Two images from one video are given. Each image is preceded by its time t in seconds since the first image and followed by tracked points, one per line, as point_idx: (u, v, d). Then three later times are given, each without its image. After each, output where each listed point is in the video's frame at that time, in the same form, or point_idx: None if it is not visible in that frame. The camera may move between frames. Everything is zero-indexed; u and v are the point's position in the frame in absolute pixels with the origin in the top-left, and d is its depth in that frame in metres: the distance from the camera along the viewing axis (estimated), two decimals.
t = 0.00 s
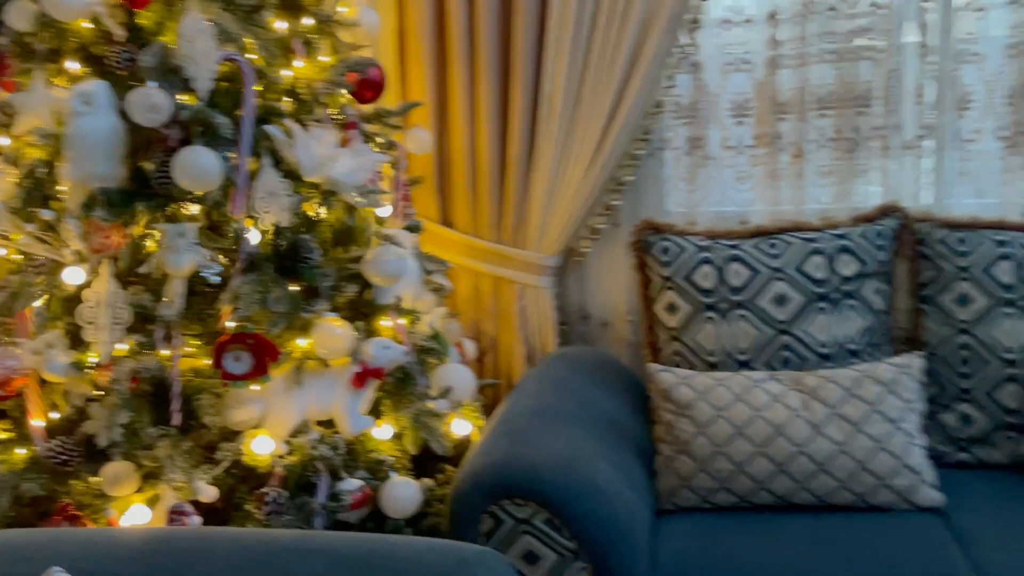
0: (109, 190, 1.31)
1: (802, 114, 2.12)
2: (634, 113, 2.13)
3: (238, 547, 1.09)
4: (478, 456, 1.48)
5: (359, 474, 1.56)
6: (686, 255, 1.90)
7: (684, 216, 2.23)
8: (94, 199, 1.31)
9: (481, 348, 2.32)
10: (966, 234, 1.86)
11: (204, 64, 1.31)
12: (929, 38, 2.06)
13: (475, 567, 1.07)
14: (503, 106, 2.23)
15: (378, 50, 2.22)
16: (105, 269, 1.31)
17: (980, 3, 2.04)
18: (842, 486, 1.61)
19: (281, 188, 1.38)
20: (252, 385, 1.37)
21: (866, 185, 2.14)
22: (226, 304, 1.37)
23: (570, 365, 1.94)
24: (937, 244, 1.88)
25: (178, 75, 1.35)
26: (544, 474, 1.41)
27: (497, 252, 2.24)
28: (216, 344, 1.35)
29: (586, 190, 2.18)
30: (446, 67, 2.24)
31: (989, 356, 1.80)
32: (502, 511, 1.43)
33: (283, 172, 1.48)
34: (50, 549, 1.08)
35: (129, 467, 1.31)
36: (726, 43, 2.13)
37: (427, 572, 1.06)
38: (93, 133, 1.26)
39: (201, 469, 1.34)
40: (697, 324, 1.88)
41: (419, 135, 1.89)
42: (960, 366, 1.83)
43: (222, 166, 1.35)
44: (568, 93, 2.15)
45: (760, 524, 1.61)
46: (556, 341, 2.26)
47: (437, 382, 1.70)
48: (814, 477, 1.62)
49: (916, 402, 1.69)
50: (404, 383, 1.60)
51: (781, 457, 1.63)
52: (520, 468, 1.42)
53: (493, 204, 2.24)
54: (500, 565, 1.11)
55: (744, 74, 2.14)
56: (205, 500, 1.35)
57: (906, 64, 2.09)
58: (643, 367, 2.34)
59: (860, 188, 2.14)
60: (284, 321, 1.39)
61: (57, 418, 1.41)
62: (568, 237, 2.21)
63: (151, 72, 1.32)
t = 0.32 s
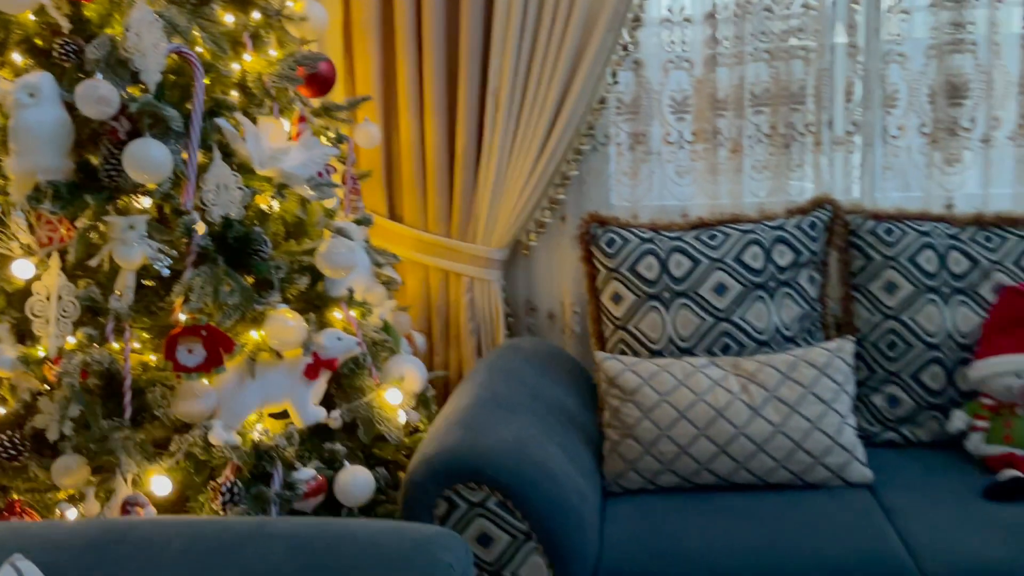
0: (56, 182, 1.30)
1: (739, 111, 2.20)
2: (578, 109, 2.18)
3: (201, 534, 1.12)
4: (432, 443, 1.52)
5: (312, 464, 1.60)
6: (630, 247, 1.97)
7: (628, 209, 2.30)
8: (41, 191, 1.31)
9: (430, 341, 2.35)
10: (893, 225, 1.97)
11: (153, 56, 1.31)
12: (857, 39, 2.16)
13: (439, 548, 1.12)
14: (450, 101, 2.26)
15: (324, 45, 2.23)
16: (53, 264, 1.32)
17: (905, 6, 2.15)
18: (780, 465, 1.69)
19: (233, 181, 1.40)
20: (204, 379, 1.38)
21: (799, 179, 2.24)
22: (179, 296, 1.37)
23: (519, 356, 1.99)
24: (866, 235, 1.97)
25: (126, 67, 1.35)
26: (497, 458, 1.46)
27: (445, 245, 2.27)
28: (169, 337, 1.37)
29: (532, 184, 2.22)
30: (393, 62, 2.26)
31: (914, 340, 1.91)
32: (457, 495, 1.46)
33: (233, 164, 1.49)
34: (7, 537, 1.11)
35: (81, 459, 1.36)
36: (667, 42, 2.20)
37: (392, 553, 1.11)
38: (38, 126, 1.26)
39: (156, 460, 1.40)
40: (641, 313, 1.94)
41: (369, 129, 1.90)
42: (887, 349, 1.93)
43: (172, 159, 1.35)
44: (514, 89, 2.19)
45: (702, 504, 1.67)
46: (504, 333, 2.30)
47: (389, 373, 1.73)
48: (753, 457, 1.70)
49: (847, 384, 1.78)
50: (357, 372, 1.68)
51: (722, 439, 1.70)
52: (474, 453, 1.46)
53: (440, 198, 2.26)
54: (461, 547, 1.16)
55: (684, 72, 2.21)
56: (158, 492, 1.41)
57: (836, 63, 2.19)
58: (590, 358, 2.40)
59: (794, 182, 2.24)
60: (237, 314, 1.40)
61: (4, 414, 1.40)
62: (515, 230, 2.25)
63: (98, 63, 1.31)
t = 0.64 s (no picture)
0: None
1: (676, 106, 2.27)
2: (522, 104, 2.23)
3: (158, 521, 1.16)
4: (382, 431, 1.56)
5: (260, 455, 1.62)
6: (573, 238, 2.02)
7: (571, 202, 2.35)
8: None
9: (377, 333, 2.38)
10: (822, 215, 2.07)
11: (96, 50, 1.31)
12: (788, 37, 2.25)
13: (388, 531, 1.19)
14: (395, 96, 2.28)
15: (267, 38, 2.23)
16: None
17: (832, 6, 2.24)
18: (718, 446, 1.77)
19: (177, 174, 1.41)
20: (149, 371, 1.42)
21: (735, 172, 2.32)
22: (123, 289, 1.39)
23: (466, 346, 2.03)
24: (798, 225, 2.06)
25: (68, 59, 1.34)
26: (446, 445, 1.50)
27: (391, 238, 2.29)
28: (113, 329, 1.37)
29: (477, 177, 2.26)
30: (337, 57, 2.27)
31: (844, 325, 2.00)
32: (406, 481, 1.51)
33: (178, 157, 1.49)
34: None
35: (25, 454, 1.37)
36: (607, 38, 2.25)
37: (344, 539, 1.16)
38: None
39: (102, 453, 1.44)
40: (584, 303, 1.99)
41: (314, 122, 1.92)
42: (819, 335, 2.02)
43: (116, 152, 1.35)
44: (458, 83, 2.22)
45: (644, 485, 1.74)
46: (451, 325, 2.34)
47: (337, 364, 1.76)
48: (692, 438, 1.77)
49: (780, 367, 1.86)
50: (303, 365, 1.69)
51: (663, 422, 1.77)
52: (423, 440, 1.51)
53: (386, 192, 2.29)
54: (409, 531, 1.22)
55: (623, 68, 2.27)
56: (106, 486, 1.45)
57: (768, 60, 2.28)
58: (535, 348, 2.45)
59: (730, 174, 2.32)
60: (184, 305, 1.42)
61: None
62: (460, 223, 2.29)
63: (38, 56, 1.31)
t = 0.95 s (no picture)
0: None
1: (621, 105, 2.34)
2: (470, 102, 2.27)
3: (114, 514, 1.21)
4: (335, 423, 1.60)
5: (213, 449, 1.66)
6: (522, 233, 2.07)
7: (520, 199, 2.41)
8: None
9: (330, 329, 2.41)
10: (760, 210, 2.14)
11: (43, 49, 1.31)
12: (727, 38, 2.33)
13: (342, 516, 1.23)
14: (344, 95, 2.31)
15: (215, 37, 2.24)
16: None
17: (768, 8, 2.33)
18: (662, 432, 1.84)
19: (126, 172, 1.42)
20: (100, 368, 1.44)
21: (678, 168, 2.40)
22: (73, 287, 1.40)
23: (418, 340, 2.07)
24: (737, 219, 2.14)
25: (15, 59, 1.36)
26: (397, 435, 1.55)
27: (341, 235, 2.32)
28: (65, 327, 1.40)
29: (427, 175, 2.30)
30: (287, 56, 2.29)
31: (781, 314, 2.09)
32: (358, 471, 1.55)
33: (126, 155, 1.53)
34: None
35: None
36: (552, 38, 2.31)
37: (298, 524, 1.20)
38: None
39: (53, 452, 1.43)
40: (533, 296, 2.05)
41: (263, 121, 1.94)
42: (758, 324, 2.10)
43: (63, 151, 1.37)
44: (407, 82, 2.26)
45: (592, 471, 1.80)
46: (404, 320, 2.37)
47: (289, 360, 1.78)
48: (637, 425, 1.83)
49: (721, 355, 1.93)
50: (257, 358, 1.73)
51: (608, 410, 1.83)
52: (375, 432, 1.55)
53: (337, 189, 2.32)
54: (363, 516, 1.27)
55: (569, 68, 2.33)
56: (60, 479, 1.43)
57: (709, 60, 2.35)
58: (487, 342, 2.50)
59: (673, 171, 2.39)
60: (134, 302, 1.44)
61: None
62: (411, 219, 2.32)
63: None
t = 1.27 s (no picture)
0: None
1: (586, 105, 2.39)
2: (437, 103, 2.30)
3: (84, 509, 1.22)
4: (304, 419, 1.62)
5: (184, 446, 1.69)
6: (489, 232, 2.10)
7: (488, 198, 2.45)
8: None
9: (300, 328, 2.44)
10: (721, 208, 2.20)
11: (11, 50, 1.34)
12: (689, 40, 2.39)
13: (310, 506, 1.26)
14: (312, 96, 2.33)
15: (181, 39, 2.25)
16: None
17: (728, 11, 2.39)
18: (627, 425, 1.88)
19: (93, 172, 1.45)
20: (69, 368, 1.47)
21: (643, 168, 2.45)
22: (41, 286, 1.43)
23: (387, 338, 2.10)
24: (699, 217, 2.19)
25: None
26: (365, 431, 1.57)
27: (310, 235, 2.35)
28: (34, 326, 1.41)
29: (395, 175, 2.33)
30: (254, 57, 2.31)
31: (742, 309, 2.14)
32: (328, 466, 1.58)
33: (94, 156, 1.55)
34: None
35: None
36: (518, 40, 2.35)
37: (267, 517, 1.23)
38: None
39: (24, 449, 1.50)
40: (501, 293, 2.08)
41: (231, 121, 1.96)
42: (720, 319, 2.16)
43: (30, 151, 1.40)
44: (375, 84, 2.29)
45: (558, 464, 1.85)
46: (373, 318, 2.40)
47: (258, 357, 1.81)
48: (602, 418, 1.88)
49: (684, 349, 1.98)
50: (226, 356, 1.79)
51: (574, 404, 1.87)
52: (344, 427, 1.57)
53: (305, 189, 2.34)
54: (332, 509, 1.30)
55: (535, 69, 2.37)
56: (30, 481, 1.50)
57: (671, 62, 2.41)
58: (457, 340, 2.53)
59: (638, 170, 2.45)
60: (102, 302, 1.46)
61: None
62: (380, 219, 2.35)
63: None
